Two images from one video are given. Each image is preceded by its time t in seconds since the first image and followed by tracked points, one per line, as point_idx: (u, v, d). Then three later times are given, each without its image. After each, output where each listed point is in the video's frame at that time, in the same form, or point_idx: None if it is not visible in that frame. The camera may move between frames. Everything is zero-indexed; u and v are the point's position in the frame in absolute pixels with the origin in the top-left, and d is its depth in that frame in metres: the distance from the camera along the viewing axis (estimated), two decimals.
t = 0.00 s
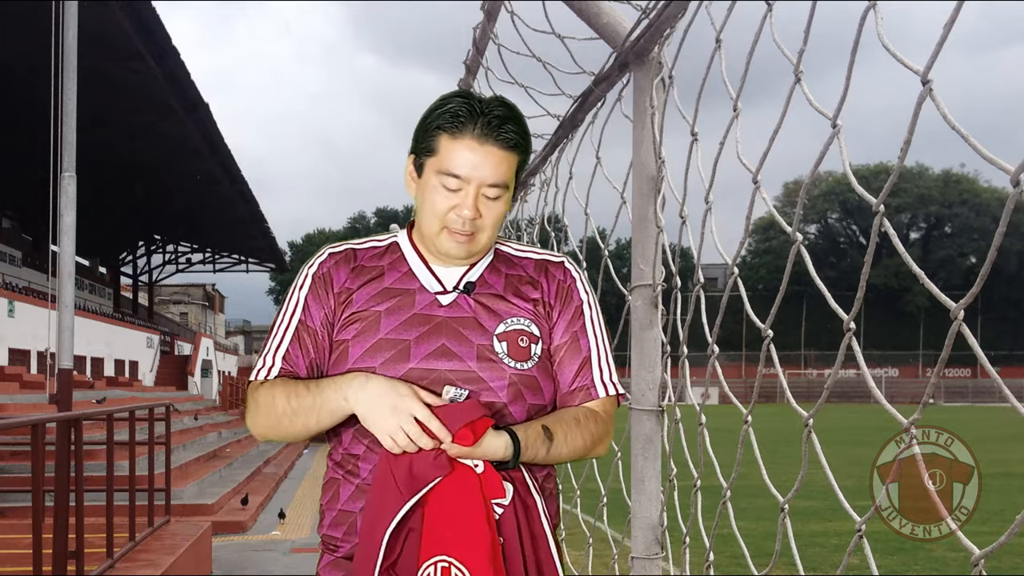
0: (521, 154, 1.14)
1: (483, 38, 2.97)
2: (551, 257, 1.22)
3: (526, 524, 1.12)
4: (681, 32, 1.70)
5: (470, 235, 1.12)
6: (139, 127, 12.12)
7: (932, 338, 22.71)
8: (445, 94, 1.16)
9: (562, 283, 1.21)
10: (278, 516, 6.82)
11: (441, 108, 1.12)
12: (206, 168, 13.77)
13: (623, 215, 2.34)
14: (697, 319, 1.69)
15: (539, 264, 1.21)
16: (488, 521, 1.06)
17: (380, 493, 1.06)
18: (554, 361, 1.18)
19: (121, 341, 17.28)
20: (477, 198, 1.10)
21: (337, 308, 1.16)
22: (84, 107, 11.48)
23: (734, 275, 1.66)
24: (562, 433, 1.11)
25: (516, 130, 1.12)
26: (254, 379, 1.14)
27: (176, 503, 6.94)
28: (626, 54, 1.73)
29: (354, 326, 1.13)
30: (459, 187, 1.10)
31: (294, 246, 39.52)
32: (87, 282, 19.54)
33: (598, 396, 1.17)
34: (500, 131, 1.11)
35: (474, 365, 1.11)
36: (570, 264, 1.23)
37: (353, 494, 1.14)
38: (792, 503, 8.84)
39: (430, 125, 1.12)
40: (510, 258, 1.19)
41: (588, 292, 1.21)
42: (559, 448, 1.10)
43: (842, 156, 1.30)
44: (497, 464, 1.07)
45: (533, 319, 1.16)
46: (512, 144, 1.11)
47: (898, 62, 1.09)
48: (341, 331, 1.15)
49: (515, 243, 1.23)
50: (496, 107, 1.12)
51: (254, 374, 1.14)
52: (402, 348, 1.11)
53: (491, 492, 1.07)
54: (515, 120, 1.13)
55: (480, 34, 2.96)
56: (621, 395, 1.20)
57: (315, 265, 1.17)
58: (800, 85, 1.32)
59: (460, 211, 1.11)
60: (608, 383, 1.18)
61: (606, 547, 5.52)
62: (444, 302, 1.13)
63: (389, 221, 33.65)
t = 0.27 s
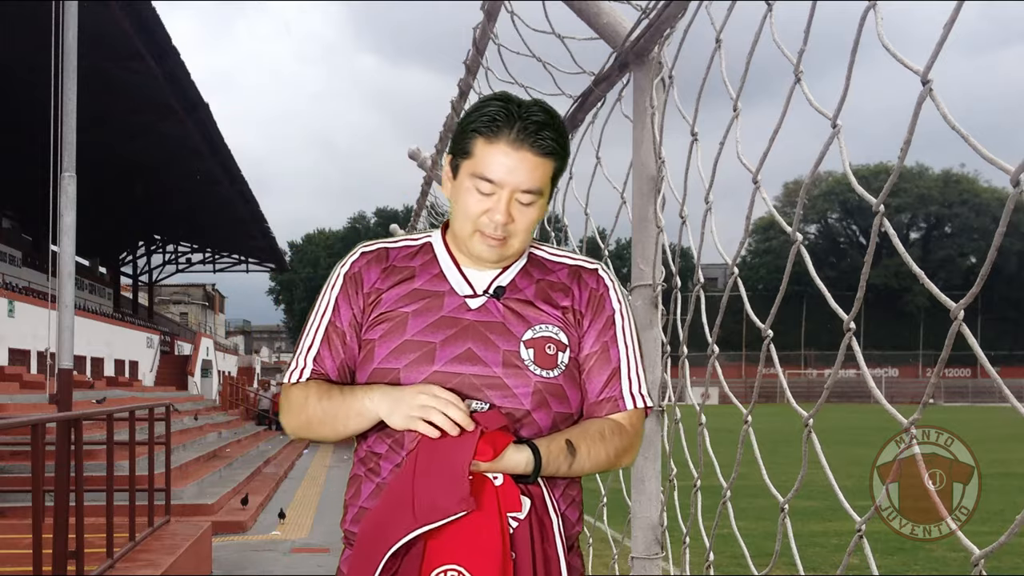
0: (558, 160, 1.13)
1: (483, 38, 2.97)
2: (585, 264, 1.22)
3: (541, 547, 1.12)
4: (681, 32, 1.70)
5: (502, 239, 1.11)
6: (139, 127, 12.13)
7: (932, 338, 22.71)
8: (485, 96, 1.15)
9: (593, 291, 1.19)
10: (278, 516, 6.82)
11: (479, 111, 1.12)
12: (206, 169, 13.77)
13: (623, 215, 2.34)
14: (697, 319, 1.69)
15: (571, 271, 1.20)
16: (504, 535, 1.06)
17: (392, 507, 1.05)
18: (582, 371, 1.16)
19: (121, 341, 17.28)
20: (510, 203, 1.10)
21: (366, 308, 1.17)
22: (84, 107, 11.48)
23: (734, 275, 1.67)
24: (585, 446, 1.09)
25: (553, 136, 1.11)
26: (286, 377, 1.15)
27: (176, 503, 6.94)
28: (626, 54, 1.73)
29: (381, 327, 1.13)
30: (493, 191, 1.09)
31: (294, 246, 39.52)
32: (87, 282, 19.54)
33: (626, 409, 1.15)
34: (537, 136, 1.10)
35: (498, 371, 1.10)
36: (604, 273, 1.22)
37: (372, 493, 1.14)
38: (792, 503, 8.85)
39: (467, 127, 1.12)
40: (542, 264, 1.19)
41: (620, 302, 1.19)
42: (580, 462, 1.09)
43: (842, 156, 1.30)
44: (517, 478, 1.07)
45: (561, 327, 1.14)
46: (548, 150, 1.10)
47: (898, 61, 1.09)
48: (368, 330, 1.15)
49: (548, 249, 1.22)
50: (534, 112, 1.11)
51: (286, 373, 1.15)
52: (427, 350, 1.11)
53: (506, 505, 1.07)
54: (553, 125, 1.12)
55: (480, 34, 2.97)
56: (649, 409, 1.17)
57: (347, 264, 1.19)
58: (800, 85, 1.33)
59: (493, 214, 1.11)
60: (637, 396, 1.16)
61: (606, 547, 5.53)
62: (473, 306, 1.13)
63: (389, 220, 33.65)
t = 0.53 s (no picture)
0: (595, 172, 1.11)
1: (483, 38, 2.97)
2: (616, 276, 1.19)
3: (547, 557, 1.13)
4: (682, 33, 1.71)
5: (528, 243, 1.11)
6: (139, 127, 12.13)
7: (932, 338, 22.71)
8: (529, 101, 1.15)
9: (622, 304, 1.17)
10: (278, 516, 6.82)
11: (521, 113, 1.11)
12: (206, 169, 13.77)
13: (624, 215, 2.34)
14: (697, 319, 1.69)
15: (602, 282, 1.18)
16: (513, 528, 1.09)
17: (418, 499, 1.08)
18: (602, 385, 1.15)
19: (121, 341, 17.28)
20: (540, 209, 1.09)
21: (392, 304, 1.18)
22: (84, 107, 11.49)
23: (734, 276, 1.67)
24: (599, 461, 1.08)
25: (591, 145, 1.09)
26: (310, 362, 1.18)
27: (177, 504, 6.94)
28: (626, 53, 1.73)
29: (407, 324, 1.15)
30: (524, 196, 1.09)
31: (295, 246, 39.51)
32: (87, 282, 19.55)
33: (645, 427, 1.13)
34: (573, 146, 1.09)
35: (518, 380, 1.12)
36: (635, 287, 1.19)
37: (387, 485, 1.17)
38: (792, 503, 8.84)
39: (507, 128, 1.12)
40: (575, 272, 1.17)
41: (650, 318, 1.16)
42: (593, 474, 1.08)
43: (842, 156, 1.30)
44: (525, 491, 1.07)
45: (586, 339, 1.13)
46: (584, 160, 1.09)
47: (899, 61, 1.10)
48: (394, 326, 1.17)
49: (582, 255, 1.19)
50: (577, 119, 1.10)
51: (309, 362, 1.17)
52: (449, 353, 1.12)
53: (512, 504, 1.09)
54: (593, 136, 1.10)
55: (480, 34, 2.97)
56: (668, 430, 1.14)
57: (380, 256, 1.20)
58: (800, 86, 1.34)
59: (521, 219, 1.10)
60: (657, 416, 1.13)
61: (605, 547, 5.52)
62: (499, 311, 1.13)
63: (389, 220, 33.62)
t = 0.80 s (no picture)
0: (573, 162, 1.05)
1: (483, 38, 2.96)
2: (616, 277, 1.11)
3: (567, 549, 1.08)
4: (681, 33, 1.71)
5: (512, 242, 1.05)
6: (139, 127, 12.13)
7: (932, 338, 22.72)
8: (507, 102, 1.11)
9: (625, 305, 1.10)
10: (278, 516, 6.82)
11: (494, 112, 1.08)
12: (206, 169, 13.77)
13: (623, 215, 2.34)
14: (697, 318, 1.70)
15: (604, 284, 1.11)
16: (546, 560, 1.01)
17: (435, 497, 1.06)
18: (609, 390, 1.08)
19: (121, 341, 17.28)
20: (517, 204, 1.04)
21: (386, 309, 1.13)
22: (84, 107, 11.49)
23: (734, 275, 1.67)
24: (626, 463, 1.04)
25: (565, 135, 1.04)
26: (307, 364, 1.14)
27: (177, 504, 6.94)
28: (626, 54, 1.73)
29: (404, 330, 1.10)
30: (498, 193, 1.04)
31: (295, 246, 39.53)
32: (87, 282, 19.55)
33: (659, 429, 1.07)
34: (545, 136, 1.04)
35: (519, 384, 1.06)
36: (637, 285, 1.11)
37: (388, 485, 1.14)
38: (792, 503, 8.85)
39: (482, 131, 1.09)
40: (573, 271, 1.10)
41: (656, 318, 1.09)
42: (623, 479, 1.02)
43: (841, 156, 1.30)
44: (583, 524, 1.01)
45: (587, 341, 1.07)
46: (556, 150, 1.04)
47: (898, 62, 1.10)
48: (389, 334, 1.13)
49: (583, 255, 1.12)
50: (549, 108, 1.05)
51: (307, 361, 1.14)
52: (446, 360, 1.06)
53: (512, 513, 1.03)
54: (569, 125, 1.05)
55: (480, 34, 2.96)
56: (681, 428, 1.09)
57: (380, 260, 1.15)
58: (800, 86, 1.33)
59: (501, 218, 1.05)
60: (669, 415, 1.07)
61: (605, 547, 5.52)
62: (499, 315, 1.08)
63: (389, 221, 33.60)
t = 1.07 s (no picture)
0: (505, 142, 1.10)
1: (483, 38, 2.97)
2: (588, 265, 1.22)
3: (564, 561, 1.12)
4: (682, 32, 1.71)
5: (467, 234, 1.11)
6: (139, 127, 12.12)
7: (933, 338, 22.71)
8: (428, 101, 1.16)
9: (604, 294, 1.20)
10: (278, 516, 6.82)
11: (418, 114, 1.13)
12: (206, 169, 13.77)
13: (624, 215, 2.34)
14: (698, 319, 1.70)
15: (575, 271, 1.21)
16: None
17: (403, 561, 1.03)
18: (607, 381, 1.19)
19: (121, 341, 17.28)
20: (461, 196, 1.09)
21: (363, 325, 1.19)
22: (84, 107, 11.48)
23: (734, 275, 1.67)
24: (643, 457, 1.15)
25: (493, 119, 1.09)
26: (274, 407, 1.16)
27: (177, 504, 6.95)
28: (626, 53, 1.73)
29: (382, 346, 1.15)
30: (441, 189, 1.09)
31: (295, 246, 39.52)
32: (87, 282, 19.55)
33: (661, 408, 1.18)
34: (473, 124, 1.09)
35: (509, 385, 1.12)
36: (610, 273, 1.22)
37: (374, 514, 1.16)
38: (792, 503, 8.84)
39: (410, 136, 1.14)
40: (542, 263, 1.21)
41: (633, 304, 1.20)
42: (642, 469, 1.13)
43: (842, 156, 1.30)
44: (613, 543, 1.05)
45: (570, 333, 1.15)
46: (486, 133, 1.09)
47: (899, 61, 1.10)
48: (368, 350, 1.18)
49: (546, 248, 1.22)
50: (469, 98, 1.10)
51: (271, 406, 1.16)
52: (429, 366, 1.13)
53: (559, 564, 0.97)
54: (494, 108, 1.10)
55: (480, 34, 2.96)
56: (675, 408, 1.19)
57: (339, 281, 1.20)
58: (800, 86, 1.33)
59: (451, 213, 1.10)
60: (665, 395, 1.18)
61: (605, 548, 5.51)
62: (475, 318, 1.14)
63: (389, 221, 33.58)
